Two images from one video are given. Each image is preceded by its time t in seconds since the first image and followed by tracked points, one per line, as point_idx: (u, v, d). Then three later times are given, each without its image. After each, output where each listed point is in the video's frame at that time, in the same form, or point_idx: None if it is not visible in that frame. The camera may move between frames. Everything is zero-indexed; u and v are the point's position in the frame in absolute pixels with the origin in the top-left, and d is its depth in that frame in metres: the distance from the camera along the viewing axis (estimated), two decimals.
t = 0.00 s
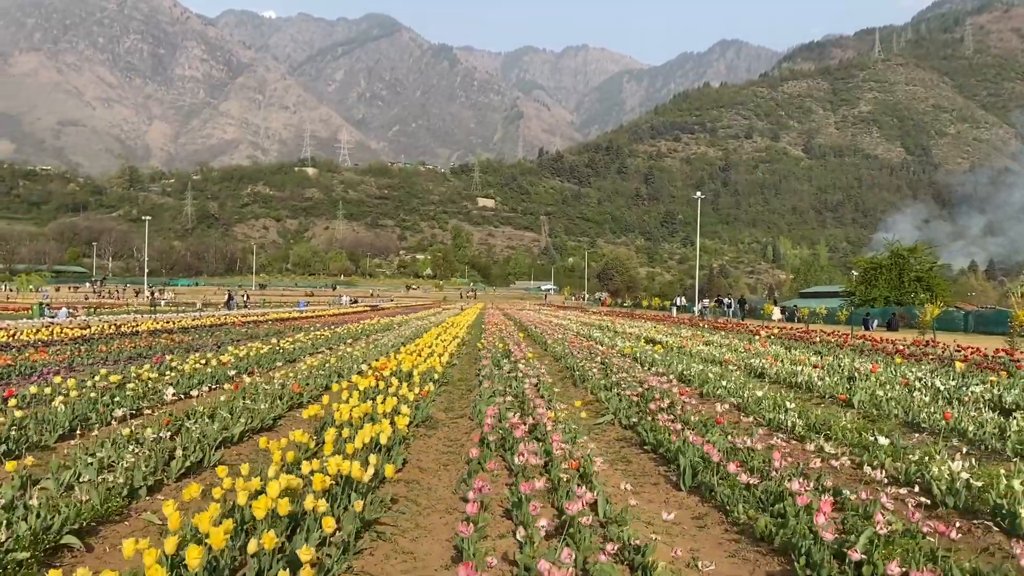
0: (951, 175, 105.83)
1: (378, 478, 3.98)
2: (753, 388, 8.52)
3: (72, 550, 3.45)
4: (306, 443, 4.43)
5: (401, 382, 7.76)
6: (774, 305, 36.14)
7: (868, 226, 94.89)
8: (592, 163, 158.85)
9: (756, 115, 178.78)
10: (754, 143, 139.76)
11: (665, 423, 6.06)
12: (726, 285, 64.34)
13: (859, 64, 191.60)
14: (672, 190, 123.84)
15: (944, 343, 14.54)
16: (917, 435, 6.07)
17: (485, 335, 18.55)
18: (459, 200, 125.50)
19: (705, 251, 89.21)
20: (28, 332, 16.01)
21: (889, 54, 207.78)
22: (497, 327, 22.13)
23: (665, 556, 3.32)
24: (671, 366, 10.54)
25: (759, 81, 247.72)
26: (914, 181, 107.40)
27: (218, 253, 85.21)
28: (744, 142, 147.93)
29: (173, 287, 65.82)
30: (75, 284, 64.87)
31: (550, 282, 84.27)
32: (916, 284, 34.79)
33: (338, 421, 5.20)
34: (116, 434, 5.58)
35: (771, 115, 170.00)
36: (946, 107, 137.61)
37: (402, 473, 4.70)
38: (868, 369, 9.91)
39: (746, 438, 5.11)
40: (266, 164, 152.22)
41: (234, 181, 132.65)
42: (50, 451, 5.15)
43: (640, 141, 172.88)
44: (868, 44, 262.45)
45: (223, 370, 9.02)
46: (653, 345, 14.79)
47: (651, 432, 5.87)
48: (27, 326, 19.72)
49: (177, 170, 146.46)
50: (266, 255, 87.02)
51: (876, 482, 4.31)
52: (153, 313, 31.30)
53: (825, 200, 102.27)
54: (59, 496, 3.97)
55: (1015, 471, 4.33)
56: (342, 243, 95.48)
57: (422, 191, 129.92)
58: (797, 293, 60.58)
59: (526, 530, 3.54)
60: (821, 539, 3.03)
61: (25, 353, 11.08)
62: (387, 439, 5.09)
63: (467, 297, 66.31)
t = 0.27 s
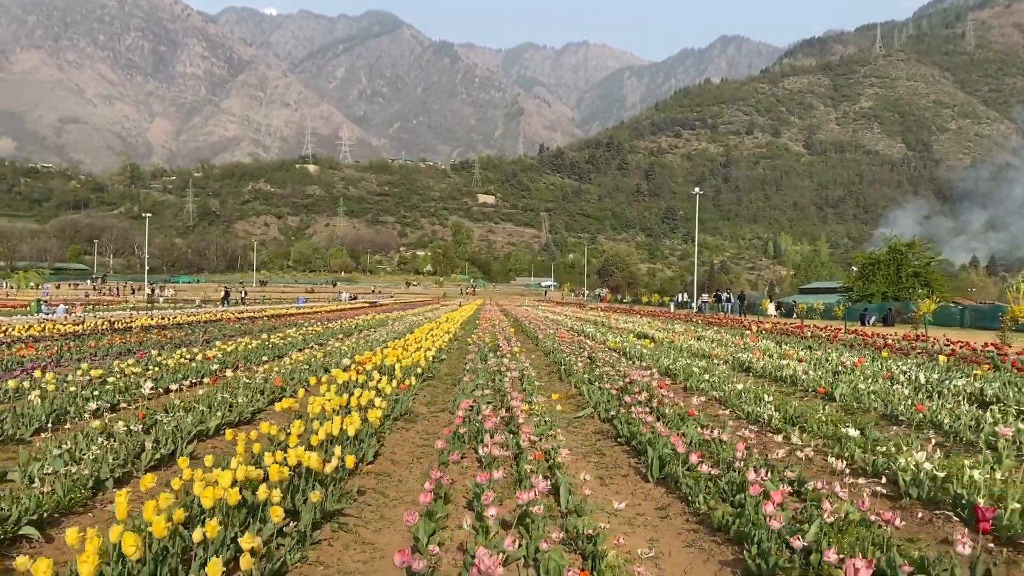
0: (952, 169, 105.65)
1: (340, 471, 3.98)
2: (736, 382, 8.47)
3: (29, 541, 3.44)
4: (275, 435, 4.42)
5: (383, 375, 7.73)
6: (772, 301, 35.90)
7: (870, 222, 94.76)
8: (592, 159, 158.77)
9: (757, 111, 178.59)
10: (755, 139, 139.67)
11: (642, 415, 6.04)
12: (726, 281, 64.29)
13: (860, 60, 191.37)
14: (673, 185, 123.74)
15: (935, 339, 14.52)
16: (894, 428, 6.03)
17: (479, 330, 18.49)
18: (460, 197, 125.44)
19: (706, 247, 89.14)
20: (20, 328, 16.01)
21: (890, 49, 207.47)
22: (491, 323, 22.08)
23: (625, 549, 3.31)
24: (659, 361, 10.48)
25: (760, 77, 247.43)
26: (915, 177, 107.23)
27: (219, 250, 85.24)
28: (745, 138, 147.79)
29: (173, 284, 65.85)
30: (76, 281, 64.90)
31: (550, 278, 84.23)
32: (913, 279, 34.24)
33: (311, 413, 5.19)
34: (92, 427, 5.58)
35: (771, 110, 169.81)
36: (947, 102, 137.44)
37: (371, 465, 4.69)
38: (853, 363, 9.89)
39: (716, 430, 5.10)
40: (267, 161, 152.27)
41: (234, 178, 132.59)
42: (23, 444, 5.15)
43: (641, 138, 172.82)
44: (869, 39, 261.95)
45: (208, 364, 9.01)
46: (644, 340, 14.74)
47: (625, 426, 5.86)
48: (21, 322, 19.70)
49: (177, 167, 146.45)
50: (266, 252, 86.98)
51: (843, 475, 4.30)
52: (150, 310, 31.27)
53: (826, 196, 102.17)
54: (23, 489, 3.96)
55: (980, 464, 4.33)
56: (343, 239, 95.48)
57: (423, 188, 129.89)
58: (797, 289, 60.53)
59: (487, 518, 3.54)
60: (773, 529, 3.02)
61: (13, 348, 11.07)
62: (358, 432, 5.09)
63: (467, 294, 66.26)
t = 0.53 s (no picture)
0: (950, 164, 105.67)
1: (295, 464, 4.00)
2: (716, 376, 8.47)
3: None
4: (239, 429, 4.40)
5: (359, 368, 7.69)
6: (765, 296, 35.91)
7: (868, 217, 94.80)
8: (591, 154, 158.73)
9: (756, 106, 178.57)
10: (754, 135, 139.70)
11: (614, 409, 6.03)
12: (725, 276, 64.34)
13: (859, 56, 191.42)
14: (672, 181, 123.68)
15: (921, 332, 14.58)
16: (864, 421, 6.06)
17: (468, 325, 18.43)
18: (458, 192, 125.40)
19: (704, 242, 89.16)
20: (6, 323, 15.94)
21: (888, 44, 207.49)
22: (481, 319, 22.05)
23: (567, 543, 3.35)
24: (642, 356, 10.45)
25: (759, 72, 247.44)
26: (914, 172, 107.27)
27: (217, 245, 85.16)
28: (743, 133, 147.86)
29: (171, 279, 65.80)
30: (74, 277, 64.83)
31: (548, 273, 84.22)
32: (908, 273, 34.61)
33: (280, 406, 5.18)
34: (62, 420, 5.56)
35: (770, 106, 169.86)
36: (945, 97, 137.45)
37: (336, 456, 4.65)
38: (835, 357, 9.90)
39: (680, 423, 5.11)
40: (265, 157, 152.13)
41: (232, 173, 132.45)
42: None
43: (639, 133, 172.88)
44: (868, 35, 261.96)
45: (184, 359, 8.91)
46: (631, 334, 14.71)
47: (597, 419, 5.86)
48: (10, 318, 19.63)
49: (175, 162, 146.24)
50: (264, 248, 86.87)
51: (797, 467, 4.35)
52: (143, 306, 31.21)
53: (825, 191, 102.19)
54: None
55: (936, 457, 4.37)
56: (341, 235, 95.43)
57: (421, 183, 129.87)
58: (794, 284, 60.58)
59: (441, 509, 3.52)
60: (708, 511, 3.08)
61: None
62: (323, 422, 5.12)
63: (465, 289, 66.22)
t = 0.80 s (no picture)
0: (944, 159, 105.77)
1: (249, 453, 3.96)
2: (691, 368, 8.47)
3: None
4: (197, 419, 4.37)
5: (333, 361, 7.66)
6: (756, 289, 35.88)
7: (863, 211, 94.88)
8: (587, 148, 158.67)
9: (752, 100, 178.59)
10: (750, 129, 139.74)
11: (581, 401, 6.01)
12: (720, 270, 64.36)
13: (855, 50, 191.44)
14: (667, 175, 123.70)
15: (904, 325, 14.62)
16: (835, 413, 6.04)
17: (455, 317, 18.39)
18: (454, 185, 125.26)
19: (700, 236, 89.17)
20: None
21: (885, 39, 207.52)
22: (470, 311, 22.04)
23: (514, 533, 3.32)
24: (621, 349, 10.44)
25: (754, 66, 247.48)
26: (909, 167, 107.36)
27: (211, 238, 84.97)
28: (739, 128, 147.85)
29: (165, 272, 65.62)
30: (68, 269, 64.63)
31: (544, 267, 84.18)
32: (899, 267, 34.58)
33: (244, 397, 5.16)
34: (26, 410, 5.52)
35: (766, 100, 169.91)
36: (941, 91, 137.50)
37: (295, 446, 4.61)
38: (813, 350, 9.90)
39: (646, 414, 5.08)
40: (260, 150, 151.83)
41: (227, 166, 132.22)
42: None
43: (635, 127, 172.80)
44: (864, 28, 262.05)
45: (157, 351, 8.81)
46: (616, 327, 14.70)
47: (563, 411, 5.83)
48: None
49: (170, 155, 145.86)
50: (259, 241, 86.73)
51: (755, 459, 4.35)
52: (133, 298, 31.11)
53: (820, 185, 102.22)
54: None
55: (895, 448, 4.37)
56: (336, 228, 95.23)
57: (417, 176, 129.69)
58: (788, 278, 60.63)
59: (387, 496, 3.49)
60: (651, 502, 3.05)
61: None
62: (285, 411, 5.07)
63: (459, 283, 66.13)
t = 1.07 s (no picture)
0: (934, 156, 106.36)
1: (189, 448, 3.91)
2: (664, 364, 8.43)
3: None
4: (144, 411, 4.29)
5: (298, 355, 7.60)
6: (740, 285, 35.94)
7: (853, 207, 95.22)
8: (578, 143, 158.69)
9: (743, 96, 178.92)
10: (741, 125, 140.03)
11: (544, 397, 6.00)
12: (710, 266, 64.47)
13: (846, 47, 192.09)
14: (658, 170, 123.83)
15: (880, 321, 14.69)
16: (796, 409, 6.05)
17: (434, 311, 18.32)
18: (445, 180, 125.06)
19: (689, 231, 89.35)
20: None
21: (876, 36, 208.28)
22: (452, 306, 21.95)
23: (450, 528, 3.30)
24: (594, 344, 10.42)
25: (746, 62, 248.01)
26: (899, 164, 107.78)
27: (200, 231, 84.59)
28: (730, 124, 148.15)
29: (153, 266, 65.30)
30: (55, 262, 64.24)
31: (534, 262, 84.13)
32: (884, 264, 34.58)
33: (197, 391, 5.10)
34: None
35: (757, 96, 170.26)
36: (931, 89, 138.26)
37: (244, 441, 4.55)
38: (785, 345, 9.93)
39: (603, 410, 5.05)
40: (250, 143, 151.23)
41: (217, 159, 131.71)
42: None
43: (627, 123, 172.89)
44: (854, 26, 262.88)
45: (121, 345, 8.68)
46: (592, 323, 14.68)
47: (521, 405, 5.81)
48: None
49: (160, 148, 145.13)
50: (248, 234, 86.38)
51: (704, 457, 4.38)
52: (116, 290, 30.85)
53: (811, 181, 102.48)
54: None
55: (843, 443, 4.37)
56: (326, 222, 94.96)
57: (408, 170, 129.41)
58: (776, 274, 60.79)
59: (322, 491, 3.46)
60: (582, 500, 3.02)
61: None
62: (237, 406, 5.02)
63: (449, 277, 66.01)
